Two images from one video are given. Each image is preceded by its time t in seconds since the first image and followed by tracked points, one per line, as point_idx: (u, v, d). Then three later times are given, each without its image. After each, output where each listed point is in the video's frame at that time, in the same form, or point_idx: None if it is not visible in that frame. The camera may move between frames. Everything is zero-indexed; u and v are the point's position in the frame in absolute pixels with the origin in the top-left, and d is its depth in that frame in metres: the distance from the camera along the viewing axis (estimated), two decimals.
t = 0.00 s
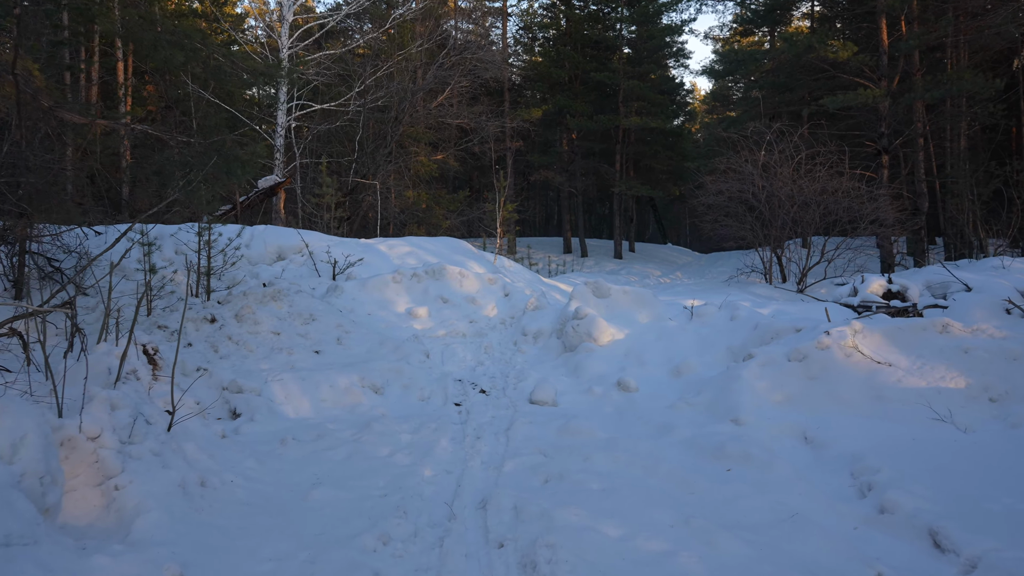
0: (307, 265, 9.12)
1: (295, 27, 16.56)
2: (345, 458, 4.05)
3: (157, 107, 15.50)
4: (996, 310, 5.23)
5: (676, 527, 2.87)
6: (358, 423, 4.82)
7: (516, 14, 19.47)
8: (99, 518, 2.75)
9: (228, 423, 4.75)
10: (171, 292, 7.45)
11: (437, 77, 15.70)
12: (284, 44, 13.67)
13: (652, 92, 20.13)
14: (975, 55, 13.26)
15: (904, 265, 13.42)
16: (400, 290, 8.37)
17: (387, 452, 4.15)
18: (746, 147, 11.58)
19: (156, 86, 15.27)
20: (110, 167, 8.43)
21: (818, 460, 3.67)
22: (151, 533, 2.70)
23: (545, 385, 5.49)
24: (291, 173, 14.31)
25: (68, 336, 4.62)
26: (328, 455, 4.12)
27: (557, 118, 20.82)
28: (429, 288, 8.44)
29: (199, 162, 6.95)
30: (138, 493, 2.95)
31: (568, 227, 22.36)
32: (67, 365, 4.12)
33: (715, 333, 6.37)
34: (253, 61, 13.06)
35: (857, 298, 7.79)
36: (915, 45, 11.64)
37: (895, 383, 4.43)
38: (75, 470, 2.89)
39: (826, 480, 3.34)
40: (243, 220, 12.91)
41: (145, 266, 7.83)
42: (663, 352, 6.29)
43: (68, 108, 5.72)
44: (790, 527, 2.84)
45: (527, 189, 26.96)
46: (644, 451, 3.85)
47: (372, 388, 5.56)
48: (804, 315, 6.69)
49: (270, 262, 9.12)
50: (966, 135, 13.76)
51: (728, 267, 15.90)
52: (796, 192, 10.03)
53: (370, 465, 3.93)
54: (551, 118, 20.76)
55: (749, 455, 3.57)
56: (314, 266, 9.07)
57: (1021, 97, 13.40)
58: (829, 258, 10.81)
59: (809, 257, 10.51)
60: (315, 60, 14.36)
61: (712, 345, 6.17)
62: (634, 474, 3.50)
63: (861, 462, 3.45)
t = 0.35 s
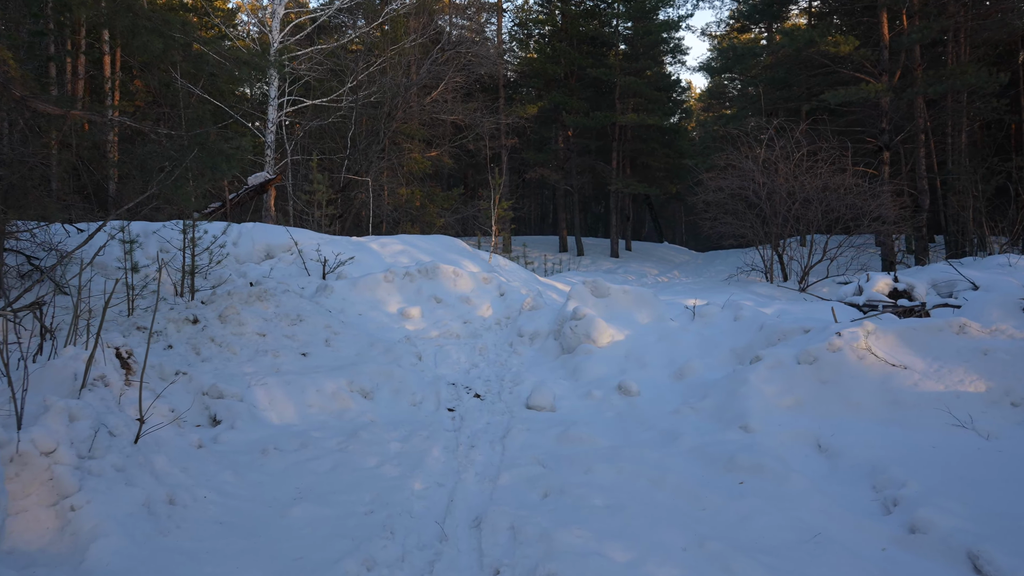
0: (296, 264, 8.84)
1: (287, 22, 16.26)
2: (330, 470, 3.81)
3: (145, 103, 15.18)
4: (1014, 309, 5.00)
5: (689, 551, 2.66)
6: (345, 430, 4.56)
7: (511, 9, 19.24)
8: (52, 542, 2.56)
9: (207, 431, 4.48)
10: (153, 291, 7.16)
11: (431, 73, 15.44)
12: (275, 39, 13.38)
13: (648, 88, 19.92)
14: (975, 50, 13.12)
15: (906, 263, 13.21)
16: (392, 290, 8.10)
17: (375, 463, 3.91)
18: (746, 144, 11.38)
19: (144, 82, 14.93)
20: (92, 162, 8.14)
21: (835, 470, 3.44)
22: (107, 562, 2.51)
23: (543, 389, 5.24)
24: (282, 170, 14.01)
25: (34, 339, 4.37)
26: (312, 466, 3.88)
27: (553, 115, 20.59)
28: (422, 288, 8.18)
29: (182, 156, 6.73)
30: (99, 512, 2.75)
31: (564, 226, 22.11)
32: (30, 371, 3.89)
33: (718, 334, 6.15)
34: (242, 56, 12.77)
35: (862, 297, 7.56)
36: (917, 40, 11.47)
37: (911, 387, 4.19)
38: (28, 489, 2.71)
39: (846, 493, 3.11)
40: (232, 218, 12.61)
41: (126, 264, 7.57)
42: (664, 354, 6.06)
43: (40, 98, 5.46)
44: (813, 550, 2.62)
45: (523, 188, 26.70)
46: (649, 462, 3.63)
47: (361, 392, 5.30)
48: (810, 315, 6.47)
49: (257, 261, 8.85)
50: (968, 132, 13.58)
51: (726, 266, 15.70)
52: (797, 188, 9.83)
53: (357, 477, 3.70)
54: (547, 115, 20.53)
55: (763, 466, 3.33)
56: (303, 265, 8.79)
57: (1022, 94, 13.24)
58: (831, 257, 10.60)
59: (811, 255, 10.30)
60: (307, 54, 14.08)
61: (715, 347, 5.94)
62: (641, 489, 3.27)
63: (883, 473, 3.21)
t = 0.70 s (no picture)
0: (285, 263, 8.56)
1: (278, 16, 15.95)
2: (314, 486, 3.57)
3: (131, 98, 14.81)
4: None
5: None
6: (334, 440, 4.31)
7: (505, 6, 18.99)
8: None
9: (184, 441, 4.22)
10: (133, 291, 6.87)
11: (425, 69, 15.17)
12: (265, 33, 13.08)
13: (645, 87, 19.72)
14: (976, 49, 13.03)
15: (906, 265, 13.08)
16: (383, 290, 7.84)
17: (363, 477, 3.67)
18: (745, 142, 11.20)
19: (131, 77, 14.59)
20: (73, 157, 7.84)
21: (856, 486, 3.23)
22: None
23: (541, 396, 5.01)
24: (272, 167, 13.70)
25: None
26: (295, 481, 3.63)
27: (548, 114, 20.34)
28: (415, 288, 7.92)
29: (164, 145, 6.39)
30: (50, 541, 2.58)
31: (560, 226, 21.87)
32: None
33: (723, 339, 5.94)
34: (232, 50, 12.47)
35: (868, 299, 7.39)
36: (919, 38, 11.33)
37: (931, 396, 3.98)
38: None
39: (871, 513, 2.90)
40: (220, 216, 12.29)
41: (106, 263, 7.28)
42: (666, 359, 5.85)
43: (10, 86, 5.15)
44: None
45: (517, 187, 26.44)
46: (656, 477, 3.41)
47: (349, 399, 5.04)
48: (817, 318, 6.26)
49: (245, 261, 8.57)
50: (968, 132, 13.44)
51: (724, 267, 15.53)
52: (799, 189, 9.65)
53: (342, 494, 3.46)
54: (542, 113, 20.27)
55: (780, 484, 3.11)
56: (292, 264, 8.51)
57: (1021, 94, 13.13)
58: (833, 258, 10.43)
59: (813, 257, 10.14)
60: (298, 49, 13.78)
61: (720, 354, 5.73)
62: (650, 509, 3.05)
63: (910, 491, 3.00)
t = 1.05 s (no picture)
0: (266, 262, 8.24)
1: (263, 10, 15.60)
2: (289, 497, 3.29)
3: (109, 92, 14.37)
4: None
5: None
6: (312, 448, 4.02)
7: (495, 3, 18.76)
8: None
9: (152, 448, 3.91)
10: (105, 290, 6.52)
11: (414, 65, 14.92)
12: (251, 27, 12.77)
13: (636, 86, 19.58)
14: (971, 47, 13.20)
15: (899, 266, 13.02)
16: (369, 290, 7.55)
17: (342, 488, 3.40)
18: (740, 140, 11.05)
19: (111, 72, 14.20)
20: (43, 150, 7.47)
21: (875, 498, 3.01)
22: None
23: (533, 400, 4.75)
24: (257, 165, 13.36)
25: None
26: (270, 492, 3.35)
27: (539, 112, 20.11)
28: (402, 288, 7.64)
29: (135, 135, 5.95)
30: None
31: (550, 226, 21.65)
32: None
33: (722, 341, 5.72)
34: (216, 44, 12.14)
35: (868, 299, 7.25)
36: (915, 36, 11.31)
37: (945, 399, 3.78)
38: None
39: (895, 529, 2.68)
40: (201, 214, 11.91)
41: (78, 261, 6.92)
42: (664, 361, 5.63)
43: None
44: None
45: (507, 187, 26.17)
46: (660, 487, 3.17)
47: (331, 403, 4.75)
48: (817, 319, 6.07)
49: (225, 259, 8.23)
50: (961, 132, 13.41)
51: (715, 267, 15.39)
52: (794, 187, 9.51)
53: (319, 507, 3.18)
54: (532, 112, 20.04)
55: (795, 496, 2.90)
56: (274, 263, 8.19)
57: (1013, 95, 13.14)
58: (828, 258, 10.29)
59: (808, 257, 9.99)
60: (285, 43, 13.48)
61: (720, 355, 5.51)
62: (655, 524, 2.81)
63: (935, 504, 2.79)
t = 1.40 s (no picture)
0: (245, 261, 7.89)
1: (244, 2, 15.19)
2: (260, 518, 2.98)
3: (83, 85, 13.84)
4: None
5: None
6: (288, 460, 3.70)
7: None
8: None
9: (112, 462, 3.57)
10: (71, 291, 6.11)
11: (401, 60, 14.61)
12: (233, 18, 12.41)
13: (625, 83, 19.41)
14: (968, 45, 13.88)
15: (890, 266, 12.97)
16: (352, 290, 7.25)
17: (318, 507, 3.10)
18: (734, 137, 10.89)
19: (87, 64, 13.72)
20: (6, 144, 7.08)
21: (898, 517, 2.82)
22: None
23: (524, 407, 4.49)
24: (238, 161, 12.97)
25: None
26: (239, 512, 3.05)
27: (527, 110, 19.87)
28: (386, 288, 7.35)
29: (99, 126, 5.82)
30: None
31: (538, 225, 21.41)
32: None
33: (721, 344, 5.50)
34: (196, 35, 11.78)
35: (866, 301, 7.14)
36: (909, 32, 11.37)
37: (962, 406, 3.60)
38: None
39: (925, 558, 2.49)
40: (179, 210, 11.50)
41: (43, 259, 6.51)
42: (660, 364, 5.41)
43: None
44: None
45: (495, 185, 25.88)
46: (666, 506, 2.92)
47: (309, 411, 4.43)
48: (816, 321, 5.88)
49: (203, 258, 7.87)
50: (950, 132, 13.40)
51: (706, 267, 15.25)
52: (789, 185, 9.38)
53: (291, 531, 2.87)
54: (521, 109, 19.79)
55: (815, 516, 2.72)
56: (253, 262, 7.84)
57: (1003, 95, 13.17)
58: (822, 258, 10.15)
59: (803, 256, 9.83)
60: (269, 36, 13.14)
61: (720, 360, 5.28)
62: (663, 551, 2.57)
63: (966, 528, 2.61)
